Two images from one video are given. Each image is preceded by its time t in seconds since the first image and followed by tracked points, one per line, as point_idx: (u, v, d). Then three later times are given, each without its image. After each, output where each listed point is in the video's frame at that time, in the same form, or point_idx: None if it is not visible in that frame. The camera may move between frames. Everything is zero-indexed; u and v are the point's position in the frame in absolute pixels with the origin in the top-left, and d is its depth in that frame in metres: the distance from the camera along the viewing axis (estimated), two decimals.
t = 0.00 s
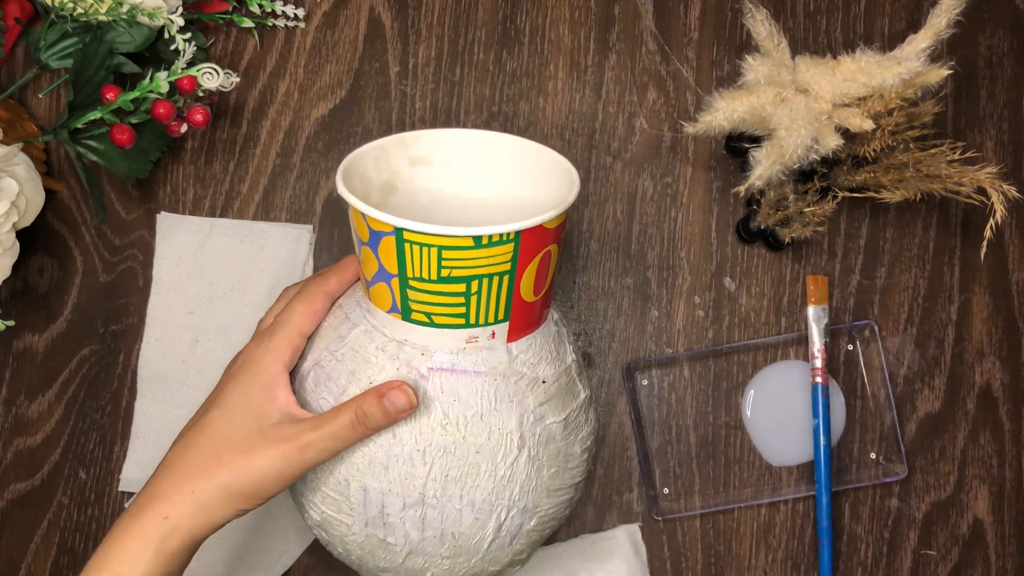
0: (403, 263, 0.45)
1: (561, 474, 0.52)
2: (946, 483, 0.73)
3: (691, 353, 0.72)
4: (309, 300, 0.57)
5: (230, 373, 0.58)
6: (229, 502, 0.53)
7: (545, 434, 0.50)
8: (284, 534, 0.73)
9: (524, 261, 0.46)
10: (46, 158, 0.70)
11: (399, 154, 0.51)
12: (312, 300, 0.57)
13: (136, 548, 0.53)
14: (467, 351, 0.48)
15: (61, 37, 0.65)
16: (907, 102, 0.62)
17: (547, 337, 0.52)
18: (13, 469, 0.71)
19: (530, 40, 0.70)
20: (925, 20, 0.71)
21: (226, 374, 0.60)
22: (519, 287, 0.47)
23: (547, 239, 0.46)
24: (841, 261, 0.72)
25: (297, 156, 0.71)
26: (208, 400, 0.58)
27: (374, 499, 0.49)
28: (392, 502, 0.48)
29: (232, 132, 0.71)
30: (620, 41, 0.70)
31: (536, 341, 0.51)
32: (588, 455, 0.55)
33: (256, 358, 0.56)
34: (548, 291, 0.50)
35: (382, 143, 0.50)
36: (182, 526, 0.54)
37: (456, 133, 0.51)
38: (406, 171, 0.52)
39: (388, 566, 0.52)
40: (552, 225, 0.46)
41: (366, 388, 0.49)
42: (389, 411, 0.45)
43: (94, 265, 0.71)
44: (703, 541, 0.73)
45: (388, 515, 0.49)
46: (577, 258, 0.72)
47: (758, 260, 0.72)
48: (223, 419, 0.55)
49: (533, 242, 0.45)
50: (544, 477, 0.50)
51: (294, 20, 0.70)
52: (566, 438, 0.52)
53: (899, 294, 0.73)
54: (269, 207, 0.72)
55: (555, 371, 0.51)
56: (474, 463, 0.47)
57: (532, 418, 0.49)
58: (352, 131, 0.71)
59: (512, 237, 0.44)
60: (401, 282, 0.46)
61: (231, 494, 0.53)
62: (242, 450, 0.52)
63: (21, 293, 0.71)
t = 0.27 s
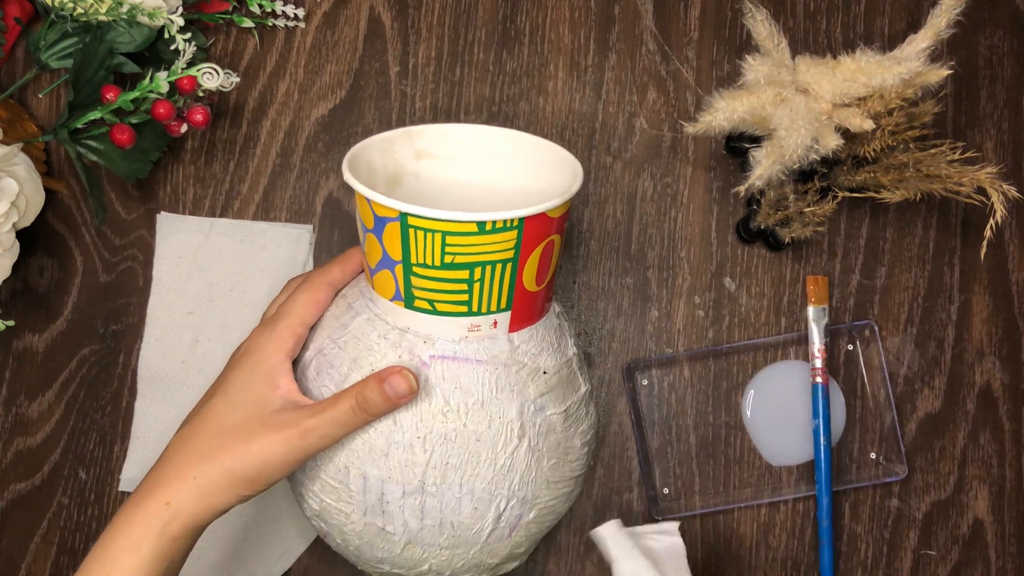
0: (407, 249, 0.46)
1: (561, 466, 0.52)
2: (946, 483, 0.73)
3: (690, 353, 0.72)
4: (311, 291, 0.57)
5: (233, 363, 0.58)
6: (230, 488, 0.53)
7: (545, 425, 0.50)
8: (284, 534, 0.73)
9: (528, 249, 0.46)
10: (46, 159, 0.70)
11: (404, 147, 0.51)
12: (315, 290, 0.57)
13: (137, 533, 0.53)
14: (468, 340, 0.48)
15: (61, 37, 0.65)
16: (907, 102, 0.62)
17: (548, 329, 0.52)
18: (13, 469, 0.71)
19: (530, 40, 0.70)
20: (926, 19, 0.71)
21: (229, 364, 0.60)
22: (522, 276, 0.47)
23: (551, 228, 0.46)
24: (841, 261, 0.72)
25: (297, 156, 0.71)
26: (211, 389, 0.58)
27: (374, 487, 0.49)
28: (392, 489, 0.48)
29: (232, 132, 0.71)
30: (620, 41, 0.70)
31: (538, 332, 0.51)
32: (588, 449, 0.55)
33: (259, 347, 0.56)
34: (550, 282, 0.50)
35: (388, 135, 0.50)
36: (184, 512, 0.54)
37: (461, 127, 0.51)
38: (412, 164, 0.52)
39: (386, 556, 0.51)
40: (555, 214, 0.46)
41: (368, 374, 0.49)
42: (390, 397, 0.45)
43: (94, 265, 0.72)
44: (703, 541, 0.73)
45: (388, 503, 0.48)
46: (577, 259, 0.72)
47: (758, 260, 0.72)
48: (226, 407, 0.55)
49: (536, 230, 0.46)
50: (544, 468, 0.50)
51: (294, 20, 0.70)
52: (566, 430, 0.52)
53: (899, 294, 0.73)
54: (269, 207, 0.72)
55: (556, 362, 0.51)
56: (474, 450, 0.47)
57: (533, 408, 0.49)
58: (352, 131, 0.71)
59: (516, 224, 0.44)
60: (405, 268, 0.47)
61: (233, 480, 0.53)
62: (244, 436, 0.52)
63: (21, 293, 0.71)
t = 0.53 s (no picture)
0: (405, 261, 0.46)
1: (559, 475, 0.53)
2: (946, 483, 0.73)
3: (690, 353, 0.73)
4: (309, 299, 0.57)
5: (230, 373, 0.58)
6: (230, 499, 0.53)
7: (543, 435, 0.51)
8: (284, 533, 0.73)
9: (525, 260, 0.47)
10: (46, 159, 0.70)
11: (400, 153, 0.51)
12: (312, 298, 0.57)
13: (134, 545, 0.51)
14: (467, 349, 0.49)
15: (61, 37, 0.65)
16: (907, 102, 0.62)
17: (544, 335, 0.55)
18: (12, 469, 0.71)
19: (530, 40, 0.70)
20: (926, 20, 0.71)
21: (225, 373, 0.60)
22: (518, 286, 0.48)
23: (548, 238, 0.46)
24: (841, 262, 0.72)
25: (297, 156, 0.71)
26: (208, 399, 0.57)
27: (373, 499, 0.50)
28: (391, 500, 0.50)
29: (232, 132, 0.71)
30: (620, 41, 0.70)
31: (533, 341, 0.54)
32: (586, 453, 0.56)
33: (256, 356, 0.56)
34: (547, 288, 0.51)
35: (383, 141, 0.50)
36: (182, 525, 0.52)
37: (455, 134, 0.51)
38: (408, 170, 0.52)
39: (388, 563, 0.54)
40: (552, 224, 0.46)
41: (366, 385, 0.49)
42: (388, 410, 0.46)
43: (94, 265, 0.71)
44: (703, 541, 0.72)
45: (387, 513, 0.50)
46: (577, 258, 0.72)
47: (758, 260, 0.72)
48: (224, 417, 0.54)
49: (533, 241, 0.46)
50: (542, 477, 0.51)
51: (295, 20, 0.70)
52: (564, 439, 0.52)
53: (899, 294, 0.73)
54: (269, 207, 0.72)
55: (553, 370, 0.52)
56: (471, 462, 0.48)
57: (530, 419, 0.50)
58: (352, 131, 0.71)
59: (513, 237, 0.44)
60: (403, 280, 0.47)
61: (234, 491, 0.52)
62: (244, 446, 0.52)
63: (21, 293, 0.71)
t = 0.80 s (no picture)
0: (399, 261, 0.46)
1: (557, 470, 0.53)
2: (946, 483, 0.73)
3: (690, 353, 0.73)
4: (306, 300, 0.57)
5: (227, 375, 0.58)
6: (230, 500, 0.52)
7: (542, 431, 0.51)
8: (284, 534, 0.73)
9: (520, 258, 0.46)
10: (46, 158, 0.70)
11: (397, 153, 0.51)
12: (309, 299, 0.57)
13: (132, 549, 0.50)
14: (463, 348, 0.49)
15: (61, 37, 0.65)
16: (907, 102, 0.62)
17: (544, 334, 0.52)
18: (13, 469, 0.71)
19: (530, 40, 0.70)
20: (926, 19, 0.71)
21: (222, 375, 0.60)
22: (514, 286, 0.47)
23: (543, 237, 0.46)
24: (841, 261, 0.72)
25: (297, 156, 0.71)
26: (206, 401, 0.57)
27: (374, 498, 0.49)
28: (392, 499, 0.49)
29: (232, 132, 0.71)
30: (620, 41, 0.70)
31: (534, 337, 0.51)
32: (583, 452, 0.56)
33: (253, 356, 0.56)
34: (545, 288, 0.50)
35: (380, 141, 0.50)
36: (181, 526, 0.51)
37: (452, 133, 0.51)
38: (405, 170, 0.52)
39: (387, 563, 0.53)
40: (547, 223, 0.46)
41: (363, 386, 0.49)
42: (386, 408, 0.46)
43: (94, 265, 0.71)
44: (703, 541, 0.73)
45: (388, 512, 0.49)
46: (577, 259, 0.72)
47: (758, 260, 0.72)
48: (221, 418, 0.54)
49: (528, 240, 0.45)
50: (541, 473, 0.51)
51: (294, 20, 0.70)
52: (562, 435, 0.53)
53: (899, 294, 0.73)
54: (269, 207, 0.72)
55: (552, 369, 0.52)
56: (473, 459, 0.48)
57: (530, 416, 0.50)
58: (352, 132, 0.71)
59: (508, 234, 0.44)
60: (398, 280, 0.46)
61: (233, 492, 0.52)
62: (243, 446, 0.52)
63: (21, 293, 0.71)
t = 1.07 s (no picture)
0: (395, 260, 0.46)
1: (558, 471, 0.52)
2: (946, 483, 0.73)
3: (690, 353, 0.73)
4: (304, 300, 0.57)
5: (227, 374, 0.58)
6: (225, 501, 0.53)
7: (541, 431, 0.50)
8: (284, 534, 0.73)
9: (516, 257, 0.46)
10: (46, 158, 0.70)
11: (392, 154, 0.51)
12: (306, 299, 0.57)
13: (131, 548, 0.53)
14: (460, 348, 0.48)
15: (61, 37, 0.65)
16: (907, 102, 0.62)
17: (541, 333, 0.52)
18: (13, 469, 0.71)
19: (530, 40, 0.70)
20: (926, 19, 0.71)
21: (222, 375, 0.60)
22: (511, 285, 0.47)
23: (538, 235, 0.46)
24: (841, 261, 0.72)
25: (297, 156, 0.71)
26: (206, 400, 0.58)
27: (370, 497, 0.49)
28: (387, 499, 0.48)
29: (232, 132, 0.71)
30: (620, 41, 0.70)
31: (531, 337, 0.51)
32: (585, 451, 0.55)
33: (252, 356, 0.57)
34: (541, 287, 0.50)
35: (376, 142, 0.50)
36: (177, 526, 0.53)
37: (448, 133, 0.51)
38: (400, 171, 0.52)
39: (385, 563, 0.52)
40: (543, 221, 0.46)
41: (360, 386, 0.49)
42: (382, 408, 0.45)
43: (94, 265, 0.71)
44: (703, 541, 0.73)
45: (384, 512, 0.49)
46: (577, 259, 0.72)
47: (758, 260, 0.72)
48: (220, 417, 0.55)
49: (524, 238, 0.45)
50: (540, 474, 0.50)
51: (294, 20, 0.70)
52: (562, 435, 0.52)
53: (899, 294, 0.73)
54: (269, 207, 0.72)
55: (550, 367, 0.51)
56: (468, 459, 0.47)
57: (527, 415, 0.49)
58: (352, 132, 0.71)
59: (503, 232, 0.44)
60: (394, 279, 0.47)
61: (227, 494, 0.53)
62: (237, 448, 0.52)
63: (21, 293, 0.71)
